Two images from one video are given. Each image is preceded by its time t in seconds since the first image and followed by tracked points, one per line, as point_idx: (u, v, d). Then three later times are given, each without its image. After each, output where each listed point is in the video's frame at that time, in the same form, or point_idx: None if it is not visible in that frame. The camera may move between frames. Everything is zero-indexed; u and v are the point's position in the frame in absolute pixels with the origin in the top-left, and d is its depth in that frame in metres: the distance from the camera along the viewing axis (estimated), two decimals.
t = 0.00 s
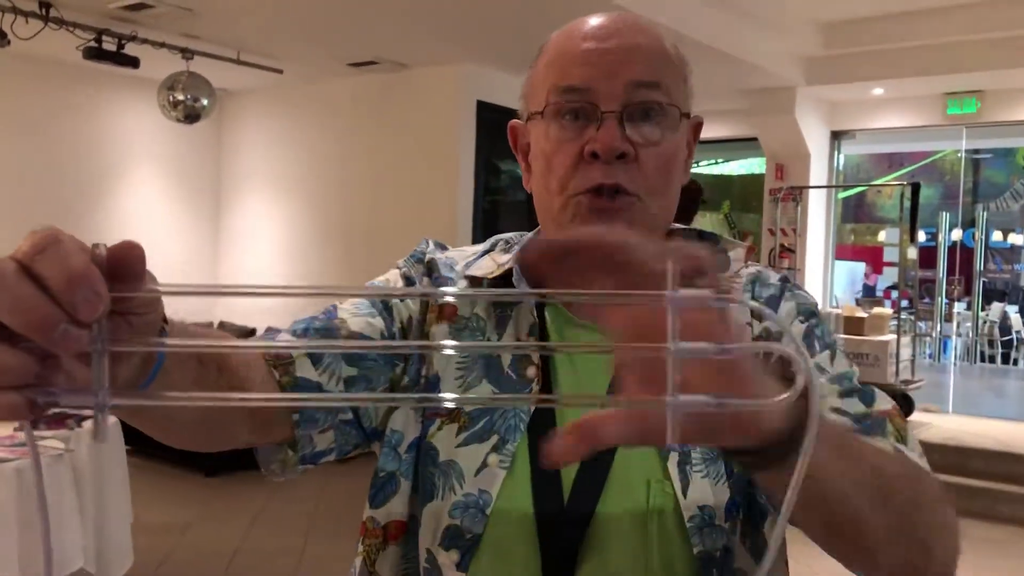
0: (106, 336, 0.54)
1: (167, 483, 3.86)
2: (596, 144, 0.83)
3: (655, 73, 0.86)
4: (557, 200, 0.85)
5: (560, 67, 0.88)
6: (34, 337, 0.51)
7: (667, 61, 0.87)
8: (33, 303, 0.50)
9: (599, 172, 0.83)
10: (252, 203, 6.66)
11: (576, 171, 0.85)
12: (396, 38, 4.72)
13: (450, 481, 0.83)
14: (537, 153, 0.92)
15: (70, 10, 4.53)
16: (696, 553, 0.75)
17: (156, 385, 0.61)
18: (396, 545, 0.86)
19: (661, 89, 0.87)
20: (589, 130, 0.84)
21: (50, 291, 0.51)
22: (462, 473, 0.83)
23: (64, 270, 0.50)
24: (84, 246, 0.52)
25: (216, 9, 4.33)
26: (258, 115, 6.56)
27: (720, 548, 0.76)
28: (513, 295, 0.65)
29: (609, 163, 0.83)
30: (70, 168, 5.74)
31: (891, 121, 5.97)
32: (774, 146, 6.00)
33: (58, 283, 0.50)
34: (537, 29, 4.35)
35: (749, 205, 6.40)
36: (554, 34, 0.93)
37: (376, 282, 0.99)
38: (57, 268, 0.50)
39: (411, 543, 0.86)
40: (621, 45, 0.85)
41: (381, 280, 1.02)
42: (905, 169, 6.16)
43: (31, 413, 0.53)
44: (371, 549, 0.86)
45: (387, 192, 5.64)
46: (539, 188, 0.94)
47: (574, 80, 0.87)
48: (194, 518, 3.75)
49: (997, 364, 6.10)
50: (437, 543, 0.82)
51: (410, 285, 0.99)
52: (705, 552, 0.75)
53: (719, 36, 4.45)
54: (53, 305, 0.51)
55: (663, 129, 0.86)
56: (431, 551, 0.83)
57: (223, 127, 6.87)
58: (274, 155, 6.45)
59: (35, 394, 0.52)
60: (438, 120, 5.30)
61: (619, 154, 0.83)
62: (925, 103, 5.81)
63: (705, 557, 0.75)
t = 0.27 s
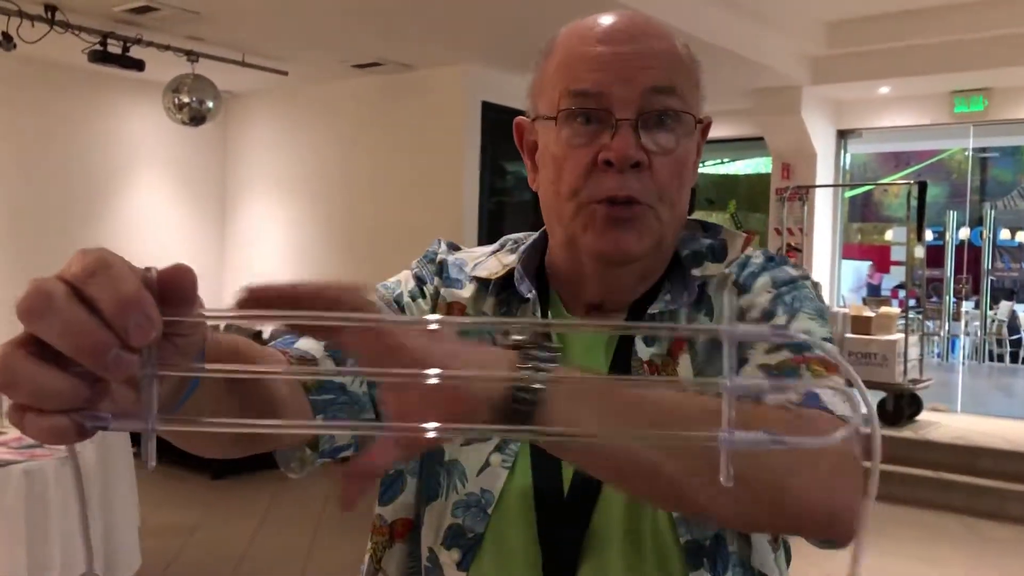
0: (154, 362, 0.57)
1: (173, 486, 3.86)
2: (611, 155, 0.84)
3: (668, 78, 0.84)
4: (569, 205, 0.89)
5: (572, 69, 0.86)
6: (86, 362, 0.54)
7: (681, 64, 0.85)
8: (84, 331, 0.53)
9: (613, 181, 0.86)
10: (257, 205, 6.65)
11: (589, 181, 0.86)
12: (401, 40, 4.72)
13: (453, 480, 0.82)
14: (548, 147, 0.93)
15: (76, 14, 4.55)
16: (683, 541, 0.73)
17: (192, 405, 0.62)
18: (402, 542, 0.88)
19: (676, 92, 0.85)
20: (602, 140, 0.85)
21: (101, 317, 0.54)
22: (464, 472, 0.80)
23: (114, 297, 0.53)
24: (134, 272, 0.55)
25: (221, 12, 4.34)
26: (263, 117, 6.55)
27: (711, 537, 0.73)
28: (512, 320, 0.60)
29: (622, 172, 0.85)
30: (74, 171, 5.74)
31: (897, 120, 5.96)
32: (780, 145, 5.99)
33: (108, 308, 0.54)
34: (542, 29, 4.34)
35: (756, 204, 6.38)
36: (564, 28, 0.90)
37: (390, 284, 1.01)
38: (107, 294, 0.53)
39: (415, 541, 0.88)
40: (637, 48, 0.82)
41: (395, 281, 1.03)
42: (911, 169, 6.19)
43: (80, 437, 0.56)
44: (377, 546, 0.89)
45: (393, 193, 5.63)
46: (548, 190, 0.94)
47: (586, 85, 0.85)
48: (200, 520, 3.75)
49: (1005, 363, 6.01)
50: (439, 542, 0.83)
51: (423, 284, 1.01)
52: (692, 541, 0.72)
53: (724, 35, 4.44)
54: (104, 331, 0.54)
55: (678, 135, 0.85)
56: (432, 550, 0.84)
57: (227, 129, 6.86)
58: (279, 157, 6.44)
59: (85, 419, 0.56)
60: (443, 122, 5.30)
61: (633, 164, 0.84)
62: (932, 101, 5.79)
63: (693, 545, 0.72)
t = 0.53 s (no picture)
0: (160, 354, 0.58)
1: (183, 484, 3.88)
2: (607, 150, 0.86)
3: (666, 73, 0.85)
4: (568, 201, 0.91)
5: (568, 67, 0.88)
6: (91, 359, 0.55)
7: (677, 60, 0.86)
8: (89, 328, 0.55)
9: (609, 176, 0.88)
10: (264, 206, 6.67)
11: (587, 176, 0.88)
12: (407, 39, 4.72)
13: (457, 480, 0.83)
14: (547, 144, 0.94)
15: (83, 15, 4.56)
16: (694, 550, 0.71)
17: (200, 400, 0.64)
18: (407, 541, 0.87)
19: (672, 87, 0.86)
20: (598, 136, 0.87)
21: (106, 314, 0.56)
22: (467, 470, 0.82)
23: (118, 296, 0.55)
24: (137, 270, 0.57)
25: (227, 12, 4.36)
26: (270, 118, 6.57)
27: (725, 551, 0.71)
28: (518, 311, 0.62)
29: (619, 167, 0.87)
30: (83, 172, 5.77)
31: (904, 116, 5.94)
32: (786, 142, 5.98)
33: (113, 306, 0.55)
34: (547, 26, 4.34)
35: (763, 202, 6.38)
36: (563, 25, 0.91)
37: (392, 283, 1.02)
38: (111, 291, 0.55)
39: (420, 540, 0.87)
40: (631, 46, 0.84)
41: (397, 280, 1.05)
42: (918, 165, 6.18)
43: (87, 432, 0.57)
44: (383, 545, 0.87)
45: (400, 192, 5.64)
46: (547, 187, 0.96)
47: (582, 81, 0.87)
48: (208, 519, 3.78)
49: (1012, 360, 6.01)
50: (443, 541, 0.83)
51: (426, 282, 1.02)
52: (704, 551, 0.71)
53: (730, 32, 4.43)
54: (110, 328, 0.55)
55: (675, 129, 0.87)
56: (437, 548, 0.84)
57: (234, 130, 6.88)
58: (286, 157, 6.46)
59: (91, 416, 0.57)
60: (449, 120, 5.31)
61: (630, 159, 0.86)
62: (938, 97, 5.78)
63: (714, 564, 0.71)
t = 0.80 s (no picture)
0: (124, 341, 0.66)
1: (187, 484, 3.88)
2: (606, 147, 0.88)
3: (666, 70, 0.87)
4: (564, 198, 0.92)
5: (567, 62, 0.89)
6: (56, 339, 0.62)
7: (678, 56, 0.88)
8: (54, 312, 0.62)
9: (606, 174, 0.89)
10: (268, 204, 6.67)
11: (585, 173, 0.90)
12: (410, 38, 4.72)
13: (451, 480, 0.91)
14: (543, 141, 0.95)
15: (87, 16, 4.57)
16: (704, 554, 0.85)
17: (170, 386, 0.78)
18: (400, 540, 0.93)
19: (673, 84, 0.88)
20: (597, 133, 0.89)
21: (71, 300, 0.63)
22: (461, 470, 0.91)
23: (83, 279, 0.62)
24: (102, 253, 0.64)
25: (230, 12, 4.36)
26: (274, 117, 6.56)
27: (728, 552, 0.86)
28: (516, 302, 0.70)
29: (616, 165, 0.88)
30: (87, 171, 5.77)
31: (909, 112, 5.92)
32: (791, 139, 5.97)
33: (77, 289, 0.62)
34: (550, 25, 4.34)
35: (768, 199, 6.37)
36: (562, 19, 0.92)
37: (385, 276, 1.00)
38: (76, 278, 0.62)
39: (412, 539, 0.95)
40: (631, 42, 0.86)
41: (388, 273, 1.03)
42: (923, 161, 6.16)
43: (51, 414, 0.65)
44: (376, 545, 0.93)
45: (404, 191, 5.65)
46: (543, 183, 0.96)
47: (581, 76, 0.88)
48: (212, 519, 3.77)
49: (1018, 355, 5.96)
50: (438, 540, 0.91)
51: (420, 277, 1.01)
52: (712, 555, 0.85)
53: (734, 30, 4.42)
54: (74, 312, 0.63)
55: (672, 128, 0.89)
56: (430, 549, 0.91)
57: (238, 128, 6.87)
58: (290, 156, 6.45)
59: (56, 400, 0.65)
60: (452, 119, 5.31)
61: (629, 157, 0.88)
62: (943, 93, 5.76)
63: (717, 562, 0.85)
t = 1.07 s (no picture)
0: (134, 342, 0.64)
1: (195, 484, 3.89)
2: (612, 153, 0.88)
3: (673, 73, 0.87)
4: (573, 204, 0.92)
5: (574, 66, 0.89)
6: (63, 344, 0.60)
7: (684, 56, 0.88)
8: (61, 314, 0.59)
9: (613, 180, 0.89)
10: (273, 206, 6.69)
11: (593, 180, 0.90)
12: (415, 37, 4.73)
13: (469, 480, 0.91)
14: (551, 145, 0.96)
15: (92, 18, 4.58)
16: (696, 547, 0.85)
17: (174, 391, 0.80)
18: (406, 542, 0.92)
19: (679, 89, 0.88)
20: (604, 139, 0.89)
21: (78, 302, 0.60)
22: (480, 471, 0.91)
23: (90, 282, 0.59)
24: (109, 255, 0.61)
25: (235, 13, 4.37)
26: (278, 118, 6.59)
27: (721, 546, 0.84)
28: (527, 298, 0.71)
29: (624, 170, 0.89)
30: (93, 173, 5.79)
31: (914, 108, 5.92)
32: (796, 136, 5.96)
33: (85, 293, 0.60)
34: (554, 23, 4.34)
35: (773, 196, 6.36)
36: (569, 22, 0.93)
37: (390, 274, 1.01)
38: (83, 279, 0.59)
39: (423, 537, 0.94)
40: (636, 47, 0.86)
41: (394, 269, 1.03)
42: (928, 158, 6.15)
43: (60, 420, 0.63)
44: (381, 547, 0.92)
45: (408, 191, 5.65)
46: (552, 188, 0.97)
47: (587, 82, 0.89)
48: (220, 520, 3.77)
49: None
50: (458, 542, 0.90)
51: (426, 275, 1.02)
52: (703, 548, 0.85)
53: (738, 27, 4.42)
54: (82, 315, 0.60)
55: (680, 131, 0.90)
56: (449, 551, 0.91)
57: (243, 130, 6.90)
58: (295, 158, 6.48)
59: (65, 405, 0.63)
60: (457, 119, 5.31)
61: (637, 162, 0.88)
62: (948, 89, 5.75)
63: (704, 552, 0.85)
